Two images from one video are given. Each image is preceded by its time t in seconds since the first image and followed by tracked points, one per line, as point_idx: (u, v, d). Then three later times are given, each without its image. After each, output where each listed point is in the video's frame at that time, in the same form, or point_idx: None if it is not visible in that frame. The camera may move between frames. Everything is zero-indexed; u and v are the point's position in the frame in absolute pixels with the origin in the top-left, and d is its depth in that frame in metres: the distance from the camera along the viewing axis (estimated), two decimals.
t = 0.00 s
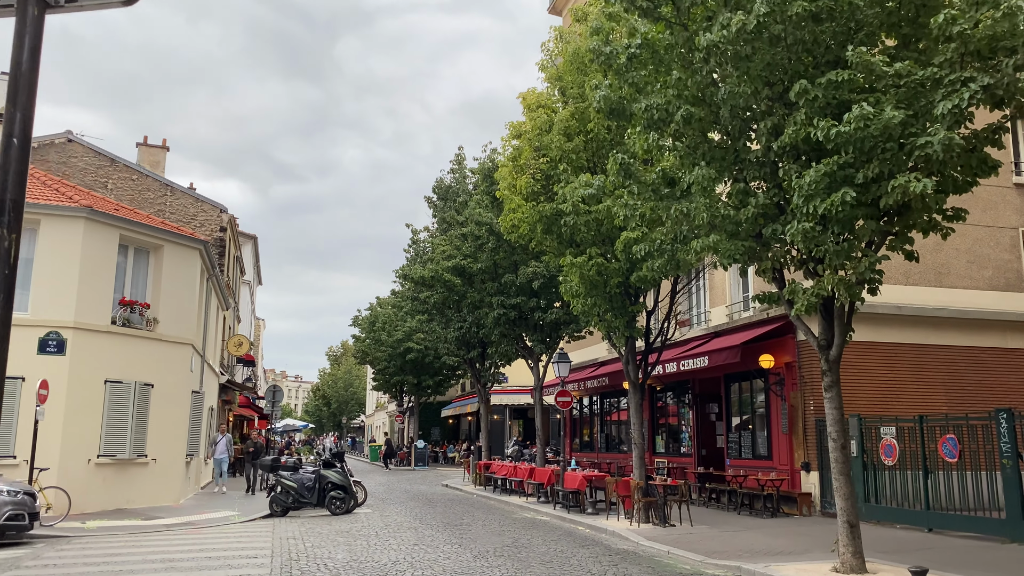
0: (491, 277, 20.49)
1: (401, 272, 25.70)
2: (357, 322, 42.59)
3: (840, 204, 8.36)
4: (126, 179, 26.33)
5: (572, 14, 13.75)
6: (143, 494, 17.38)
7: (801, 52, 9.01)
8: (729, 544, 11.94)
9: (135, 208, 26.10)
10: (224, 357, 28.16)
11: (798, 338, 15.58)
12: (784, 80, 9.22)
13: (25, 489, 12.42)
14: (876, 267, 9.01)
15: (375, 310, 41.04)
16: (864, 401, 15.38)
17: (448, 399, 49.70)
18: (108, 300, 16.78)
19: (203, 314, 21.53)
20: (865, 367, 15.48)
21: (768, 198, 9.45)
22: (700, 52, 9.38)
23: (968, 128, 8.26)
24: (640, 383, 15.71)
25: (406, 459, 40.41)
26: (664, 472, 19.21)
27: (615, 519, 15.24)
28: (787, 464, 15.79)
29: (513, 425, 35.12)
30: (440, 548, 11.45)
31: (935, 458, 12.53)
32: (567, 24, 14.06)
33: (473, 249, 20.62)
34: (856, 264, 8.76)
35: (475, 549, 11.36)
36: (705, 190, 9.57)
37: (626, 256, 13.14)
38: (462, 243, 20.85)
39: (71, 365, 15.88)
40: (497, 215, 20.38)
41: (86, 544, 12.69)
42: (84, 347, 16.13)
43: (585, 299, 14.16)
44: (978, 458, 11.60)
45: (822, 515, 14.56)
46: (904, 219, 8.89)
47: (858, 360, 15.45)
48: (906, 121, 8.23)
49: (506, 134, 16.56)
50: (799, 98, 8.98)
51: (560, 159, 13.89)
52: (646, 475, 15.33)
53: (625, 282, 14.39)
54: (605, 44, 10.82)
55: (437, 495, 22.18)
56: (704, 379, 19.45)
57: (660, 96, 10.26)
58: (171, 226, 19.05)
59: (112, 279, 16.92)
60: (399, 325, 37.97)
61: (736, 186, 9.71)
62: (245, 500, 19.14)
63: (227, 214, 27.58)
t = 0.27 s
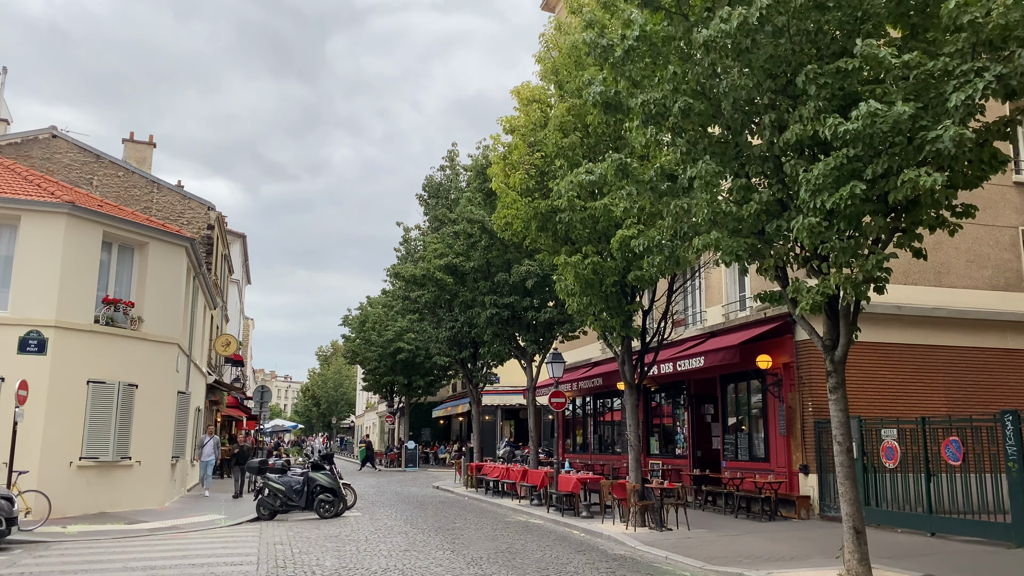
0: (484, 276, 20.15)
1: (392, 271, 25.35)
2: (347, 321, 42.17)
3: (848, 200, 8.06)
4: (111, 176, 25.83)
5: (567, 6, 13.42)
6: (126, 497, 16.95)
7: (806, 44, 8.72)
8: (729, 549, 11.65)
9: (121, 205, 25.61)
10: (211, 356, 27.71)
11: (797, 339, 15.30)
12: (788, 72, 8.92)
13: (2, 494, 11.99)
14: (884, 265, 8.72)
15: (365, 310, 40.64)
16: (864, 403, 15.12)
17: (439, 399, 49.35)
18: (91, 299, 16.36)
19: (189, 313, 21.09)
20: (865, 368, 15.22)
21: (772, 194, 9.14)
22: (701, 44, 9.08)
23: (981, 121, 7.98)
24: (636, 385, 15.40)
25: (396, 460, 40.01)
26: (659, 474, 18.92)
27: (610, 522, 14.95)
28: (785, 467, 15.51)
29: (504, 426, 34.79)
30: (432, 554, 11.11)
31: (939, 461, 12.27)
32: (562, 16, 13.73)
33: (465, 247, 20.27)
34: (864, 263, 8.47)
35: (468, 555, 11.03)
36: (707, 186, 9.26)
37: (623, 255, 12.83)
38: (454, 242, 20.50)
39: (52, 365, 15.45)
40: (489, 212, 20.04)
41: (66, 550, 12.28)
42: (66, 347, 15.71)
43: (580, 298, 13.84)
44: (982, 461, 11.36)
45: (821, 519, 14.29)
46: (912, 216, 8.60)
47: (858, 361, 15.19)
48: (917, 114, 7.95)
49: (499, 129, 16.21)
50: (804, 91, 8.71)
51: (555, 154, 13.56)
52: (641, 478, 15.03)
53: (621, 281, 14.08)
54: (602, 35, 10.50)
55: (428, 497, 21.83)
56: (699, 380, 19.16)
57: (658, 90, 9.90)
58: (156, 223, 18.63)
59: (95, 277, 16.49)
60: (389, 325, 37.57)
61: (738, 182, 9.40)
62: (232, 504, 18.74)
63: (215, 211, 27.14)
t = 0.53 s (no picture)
0: (478, 270, 19.83)
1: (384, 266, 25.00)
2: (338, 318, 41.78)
3: (861, 188, 7.77)
4: (98, 169, 25.37)
5: None
6: (112, 495, 16.57)
7: (816, 26, 8.43)
8: (731, 547, 11.40)
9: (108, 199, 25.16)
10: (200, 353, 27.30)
11: (797, 334, 15.05)
12: (796, 56, 8.64)
13: None
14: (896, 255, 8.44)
15: (356, 306, 40.26)
16: (864, 399, 14.89)
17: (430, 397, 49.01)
18: (76, 293, 15.96)
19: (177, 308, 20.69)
20: (866, 363, 14.99)
21: (779, 182, 8.85)
22: (707, 26, 8.78)
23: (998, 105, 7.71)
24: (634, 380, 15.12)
25: (387, 458, 39.66)
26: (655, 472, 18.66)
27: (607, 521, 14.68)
28: (784, 464, 15.27)
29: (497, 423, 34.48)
30: (427, 552, 10.81)
31: (943, 457, 12.04)
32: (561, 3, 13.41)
33: (459, 241, 19.95)
34: (875, 253, 8.19)
35: (465, 553, 10.73)
36: (712, 174, 8.98)
37: (622, 246, 12.55)
38: (448, 236, 20.17)
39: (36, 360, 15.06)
40: (484, 206, 19.72)
41: (49, 549, 11.91)
42: (49, 341, 15.32)
43: (578, 292, 13.55)
44: (987, 457, 11.15)
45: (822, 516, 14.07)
46: (925, 204, 8.32)
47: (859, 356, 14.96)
48: (931, 98, 7.68)
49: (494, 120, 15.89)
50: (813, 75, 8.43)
51: (553, 144, 13.25)
52: (639, 475, 14.76)
53: (620, 274, 13.80)
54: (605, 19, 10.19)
55: (420, 495, 21.51)
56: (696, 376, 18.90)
57: (661, 76, 9.58)
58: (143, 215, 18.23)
59: (80, 270, 16.09)
60: (381, 321, 37.20)
61: (743, 169, 9.11)
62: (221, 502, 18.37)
63: (204, 205, 26.73)
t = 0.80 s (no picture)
0: (473, 266, 19.50)
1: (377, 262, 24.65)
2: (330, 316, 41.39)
3: (876, 176, 7.48)
4: (86, 163, 24.91)
5: None
6: (99, 496, 16.19)
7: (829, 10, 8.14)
8: (734, 549, 11.13)
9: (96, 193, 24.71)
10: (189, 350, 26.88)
11: (798, 331, 14.80)
12: (807, 42, 8.35)
13: None
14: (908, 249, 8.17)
15: (348, 304, 39.88)
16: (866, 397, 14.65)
17: (422, 395, 48.66)
18: (61, 288, 15.57)
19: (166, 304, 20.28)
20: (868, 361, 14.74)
21: (788, 173, 8.56)
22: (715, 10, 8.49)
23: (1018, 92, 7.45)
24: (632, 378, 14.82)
25: (379, 457, 39.30)
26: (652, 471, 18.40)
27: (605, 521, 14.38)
28: (785, 464, 15.02)
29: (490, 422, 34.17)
30: (424, 555, 10.50)
31: (949, 457, 11.79)
32: None
33: (454, 237, 19.61)
34: (889, 245, 7.91)
35: (462, 556, 10.42)
36: (719, 164, 8.68)
37: (623, 241, 12.25)
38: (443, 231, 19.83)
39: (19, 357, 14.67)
40: (479, 201, 19.39)
41: (32, 551, 11.54)
42: (34, 338, 14.93)
43: (577, 288, 13.25)
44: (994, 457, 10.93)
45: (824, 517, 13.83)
46: (940, 196, 8.05)
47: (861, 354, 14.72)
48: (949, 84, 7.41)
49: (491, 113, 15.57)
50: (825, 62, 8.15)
51: (552, 136, 12.94)
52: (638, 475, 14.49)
53: (619, 270, 13.50)
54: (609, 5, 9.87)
55: (413, 495, 21.19)
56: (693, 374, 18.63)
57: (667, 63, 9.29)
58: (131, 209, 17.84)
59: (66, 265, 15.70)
60: (373, 319, 36.82)
61: (751, 159, 8.82)
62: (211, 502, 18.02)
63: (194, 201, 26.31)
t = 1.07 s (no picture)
0: (470, 258, 19.21)
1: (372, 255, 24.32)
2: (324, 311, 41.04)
3: (891, 159, 7.21)
4: (76, 154, 24.50)
5: None
6: (87, 492, 15.85)
7: None
8: (738, 545, 10.88)
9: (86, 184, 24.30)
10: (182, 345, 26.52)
11: (801, 323, 14.54)
12: (820, 21, 8.07)
13: None
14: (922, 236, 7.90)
15: (342, 299, 39.55)
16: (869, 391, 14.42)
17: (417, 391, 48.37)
18: (48, 279, 15.22)
19: (156, 297, 19.93)
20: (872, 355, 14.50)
21: (798, 157, 8.28)
22: None
23: None
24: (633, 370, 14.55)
25: (374, 453, 38.99)
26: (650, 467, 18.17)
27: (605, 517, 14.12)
28: (787, 459, 14.78)
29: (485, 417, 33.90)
30: (420, 551, 10.23)
31: (957, 451, 11.57)
32: None
33: (450, 228, 19.31)
34: (902, 232, 7.64)
35: (460, 553, 10.15)
36: (727, 146, 8.40)
37: (625, 230, 11.98)
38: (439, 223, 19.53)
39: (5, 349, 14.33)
40: (476, 191, 19.08)
41: (18, 548, 11.22)
42: (20, 330, 14.59)
43: (576, 278, 12.98)
44: (1003, 452, 10.71)
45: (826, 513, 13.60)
46: (955, 181, 7.80)
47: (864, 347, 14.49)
48: (968, 63, 7.14)
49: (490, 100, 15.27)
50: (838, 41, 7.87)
51: (552, 122, 12.64)
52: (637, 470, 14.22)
53: (620, 260, 13.23)
54: None
55: (409, 491, 20.91)
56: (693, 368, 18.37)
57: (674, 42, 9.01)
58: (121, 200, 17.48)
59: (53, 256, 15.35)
60: (368, 314, 36.49)
61: (760, 143, 8.53)
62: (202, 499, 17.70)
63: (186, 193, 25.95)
